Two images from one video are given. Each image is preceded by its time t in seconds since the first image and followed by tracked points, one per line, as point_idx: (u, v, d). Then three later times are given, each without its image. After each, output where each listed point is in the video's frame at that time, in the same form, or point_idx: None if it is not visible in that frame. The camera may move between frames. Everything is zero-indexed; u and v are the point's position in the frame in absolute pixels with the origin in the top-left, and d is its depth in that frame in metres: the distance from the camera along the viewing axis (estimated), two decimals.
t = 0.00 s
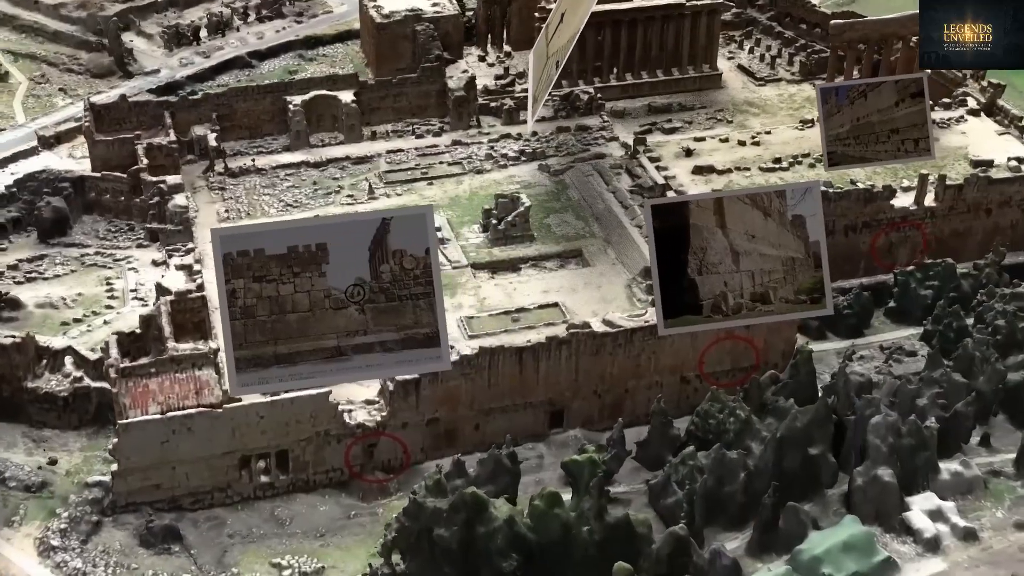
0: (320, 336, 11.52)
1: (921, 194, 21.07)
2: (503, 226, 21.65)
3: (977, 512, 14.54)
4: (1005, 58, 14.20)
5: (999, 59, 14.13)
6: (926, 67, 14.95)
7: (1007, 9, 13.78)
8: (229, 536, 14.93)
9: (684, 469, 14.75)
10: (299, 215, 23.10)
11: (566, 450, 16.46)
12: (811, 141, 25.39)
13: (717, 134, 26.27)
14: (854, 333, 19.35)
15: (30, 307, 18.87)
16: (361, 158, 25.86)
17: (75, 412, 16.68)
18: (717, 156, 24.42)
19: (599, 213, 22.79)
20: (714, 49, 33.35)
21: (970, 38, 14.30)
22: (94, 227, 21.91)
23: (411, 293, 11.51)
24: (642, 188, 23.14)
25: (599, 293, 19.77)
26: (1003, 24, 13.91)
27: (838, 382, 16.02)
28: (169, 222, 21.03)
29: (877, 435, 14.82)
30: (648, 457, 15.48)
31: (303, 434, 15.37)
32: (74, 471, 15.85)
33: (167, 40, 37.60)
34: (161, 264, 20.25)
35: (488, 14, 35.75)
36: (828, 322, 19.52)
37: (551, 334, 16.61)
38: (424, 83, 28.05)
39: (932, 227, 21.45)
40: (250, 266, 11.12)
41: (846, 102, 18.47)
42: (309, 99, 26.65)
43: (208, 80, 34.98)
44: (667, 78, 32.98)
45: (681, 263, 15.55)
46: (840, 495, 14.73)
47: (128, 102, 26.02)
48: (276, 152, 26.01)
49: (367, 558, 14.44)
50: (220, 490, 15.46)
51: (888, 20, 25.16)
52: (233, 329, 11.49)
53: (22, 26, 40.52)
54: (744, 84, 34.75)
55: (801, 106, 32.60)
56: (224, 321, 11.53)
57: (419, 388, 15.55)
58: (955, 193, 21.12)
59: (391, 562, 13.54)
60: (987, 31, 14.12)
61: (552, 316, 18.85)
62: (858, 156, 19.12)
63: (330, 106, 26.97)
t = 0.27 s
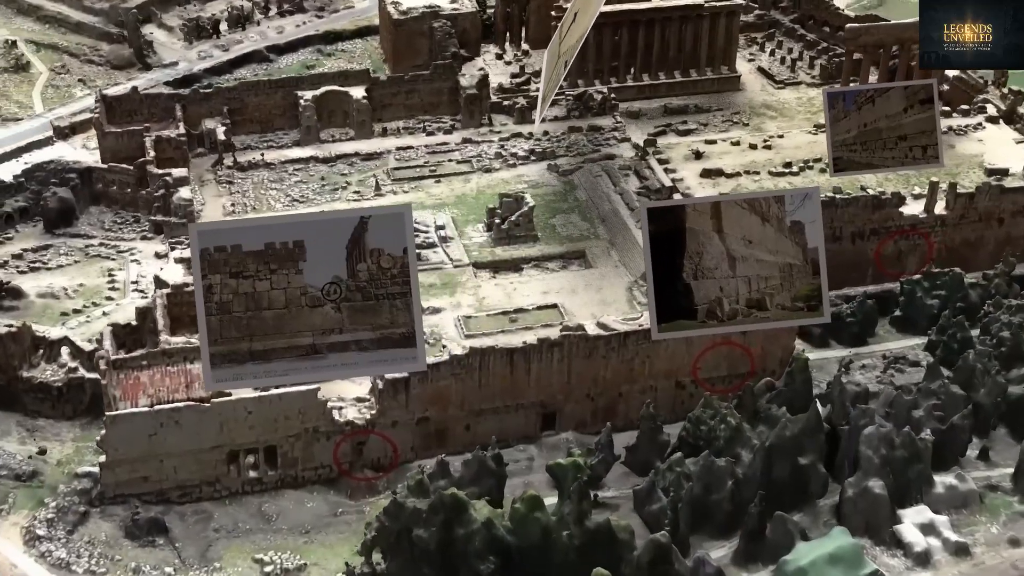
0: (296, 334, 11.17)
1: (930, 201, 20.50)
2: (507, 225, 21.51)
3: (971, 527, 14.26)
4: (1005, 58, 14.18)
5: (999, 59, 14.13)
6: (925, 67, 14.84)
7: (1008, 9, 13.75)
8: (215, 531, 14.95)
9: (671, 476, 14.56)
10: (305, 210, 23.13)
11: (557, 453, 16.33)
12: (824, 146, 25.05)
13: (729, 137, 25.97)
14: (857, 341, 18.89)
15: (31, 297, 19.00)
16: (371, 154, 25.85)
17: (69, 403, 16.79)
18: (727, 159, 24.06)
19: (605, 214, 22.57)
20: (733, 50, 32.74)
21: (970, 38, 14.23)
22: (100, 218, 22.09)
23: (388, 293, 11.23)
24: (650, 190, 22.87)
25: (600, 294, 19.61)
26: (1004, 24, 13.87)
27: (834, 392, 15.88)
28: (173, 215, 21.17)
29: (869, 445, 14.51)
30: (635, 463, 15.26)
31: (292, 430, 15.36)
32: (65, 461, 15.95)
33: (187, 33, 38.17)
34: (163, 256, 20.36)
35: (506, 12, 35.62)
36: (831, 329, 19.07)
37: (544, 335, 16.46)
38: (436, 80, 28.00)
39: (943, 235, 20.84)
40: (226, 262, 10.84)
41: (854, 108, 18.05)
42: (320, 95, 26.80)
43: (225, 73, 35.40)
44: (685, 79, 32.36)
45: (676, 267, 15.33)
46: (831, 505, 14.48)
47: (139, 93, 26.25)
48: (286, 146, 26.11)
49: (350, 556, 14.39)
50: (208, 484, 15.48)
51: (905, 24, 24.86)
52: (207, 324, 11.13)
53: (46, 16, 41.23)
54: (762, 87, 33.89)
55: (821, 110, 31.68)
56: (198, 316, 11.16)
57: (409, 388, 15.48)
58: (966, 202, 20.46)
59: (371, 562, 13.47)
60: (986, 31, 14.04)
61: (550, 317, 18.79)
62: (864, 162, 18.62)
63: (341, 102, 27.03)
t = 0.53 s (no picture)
0: (270, 330, 11.10)
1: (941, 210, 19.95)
2: (511, 225, 21.41)
3: (963, 543, 14.01)
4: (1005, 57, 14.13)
5: (999, 59, 14.09)
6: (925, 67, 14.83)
7: (1008, 9, 13.72)
8: (201, 523, 15.02)
9: (657, 482, 14.39)
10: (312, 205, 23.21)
11: (547, 456, 16.23)
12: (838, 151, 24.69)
13: (743, 141, 25.67)
14: (860, 351, 18.52)
15: (35, 285, 19.21)
16: (382, 151, 25.88)
17: (64, 392, 16.94)
18: (737, 164, 23.70)
19: (611, 215, 22.37)
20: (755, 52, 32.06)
21: (969, 38, 14.20)
22: (108, 208, 22.32)
23: (364, 290, 11.18)
24: (658, 192, 22.49)
25: (600, 296, 19.45)
26: (1003, 24, 13.84)
27: (828, 401, 15.63)
28: (180, 208, 21.36)
29: (860, 457, 14.24)
30: (621, 467, 15.03)
31: (281, 425, 15.40)
32: (58, 450, 16.11)
33: (211, 27, 38.78)
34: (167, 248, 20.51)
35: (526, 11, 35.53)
36: (833, 337, 18.63)
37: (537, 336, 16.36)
38: (450, 78, 27.98)
39: (952, 246, 20.24)
40: (203, 256, 10.83)
41: (861, 114, 17.65)
42: (333, 91, 26.97)
43: (245, 67, 35.81)
44: (705, 81, 31.69)
45: (670, 271, 15.12)
46: (821, 516, 14.26)
47: (154, 86, 26.61)
48: (298, 141, 26.25)
49: (333, 553, 14.37)
50: (196, 477, 15.56)
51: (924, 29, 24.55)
52: (182, 318, 11.10)
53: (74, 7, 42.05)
54: (783, 91, 33.03)
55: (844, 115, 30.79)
56: (173, 310, 11.13)
57: (398, 386, 15.47)
58: (977, 211, 19.92)
59: (351, 559, 13.45)
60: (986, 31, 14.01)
61: (547, 318, 18.56)
62: (870, 169, 18.25)
63: (354, 98, 27.15)
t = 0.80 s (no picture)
0: (249, 325, 11.21)
1: (950, 218, 19.54)
2: (515, 225, 21.32)
3: (956, 555, 13.79)
4: (1003, 58, 14.21)
5: (999, 59, 14.17)
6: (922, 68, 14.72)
7: (1008, 9, 13.81)
8: (190, 516, 15.11)
9: (644, 486, 14.24)
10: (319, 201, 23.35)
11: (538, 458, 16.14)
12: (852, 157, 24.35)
13: (755, 145, 25.38)
14: (862, 359, 18.16)
15: (39, 276, 19.42)
16: (392, 148, 25.91)
17: (62, 381, 17.09)
18: (747, 168, 23.31)
19: (617, 217, 22.15)
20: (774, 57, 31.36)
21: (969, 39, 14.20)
22: (117, 200, 22.56)
23: (343, 287, 11.27)
24: (665, 195, 22.12)
25: (601, 298, 19.33)
26: (1004, 24, 13.91)
27: (823, 409, 15.41)
28: (187, 201, 21.56)
29: (851, 467, 14.04)
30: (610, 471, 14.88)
31: (273, 420, 15.45)
32: (53, 439, 16.27)
33: (231, 22, 39.18)
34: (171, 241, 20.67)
35: (544, 10, 35.40)
36: (835, 345, 18.27)
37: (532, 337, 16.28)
38: (463, 76, 27.96)
39: (961, 255, 19.88)
40: (185, 250, 10.89)
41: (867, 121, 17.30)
42: (345, 87, 27.06)
43: (263, 62, 36.13)
44: (723, 84, 30.98)
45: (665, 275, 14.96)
46: (811, 526, 14.05)
47: (166, 79, 26.76)
48: (310, 137, 26.38)
49: (318, 549, 14.38)
50: (188, 469, 15.65)
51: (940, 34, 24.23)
52: (162, 311, 11.17)
53: None
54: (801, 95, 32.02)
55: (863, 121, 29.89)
56: (153, 302, 11.18)
57: (390, 383, 15.47)
58: (987, 220, 19.56)
59: (333, 556, 13.44)
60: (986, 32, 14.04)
61: (546, 320, 18.46)
62: (875, 175, 17.83)
63: (365, 95, 27.24)
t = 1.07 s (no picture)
0: (227, 319, 11.30)
1: (959, 229, 18.88)
2: (520, 225, 21.24)
3: (944, 570, 13.38)
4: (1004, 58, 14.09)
5: (1000, 59, 14.06)
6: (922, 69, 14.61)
7: (1008, 10, 13.68)
8: (179, 507, 15.24)
9: (629, 491, 14.12)
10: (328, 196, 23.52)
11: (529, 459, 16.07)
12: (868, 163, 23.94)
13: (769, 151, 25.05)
14: (864, 369, 17.82)
15: (47, 264, 19.67)
16: (405, 146, 25.97)
17: (61, 369, 17.29)
18: (758, 173, 22.89)
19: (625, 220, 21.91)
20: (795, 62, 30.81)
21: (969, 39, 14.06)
22: (129, 192, 22.92)
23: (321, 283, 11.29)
24: (673, 199, 21.78)
25: (603, 300, 19.20)
26: (1004, 24, 13.75)
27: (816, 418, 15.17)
28: (196, 193, 21.83)
29: (840, 477, 13.81)
30: (597, 474, 14.79)
31: (264, 413, 15.55)
32: (50, 427, 16.52)
33: (257, 16, 39.64)
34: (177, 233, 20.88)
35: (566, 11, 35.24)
36: (837, 354, 17.95)
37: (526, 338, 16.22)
38: (478, 76, 27.96)
39: (970, 266, 19.32)
40: (164, 243, 10.97)
41: (874, 127, 16.94)
42: (360, 84, 27.19)
43: (286, 57, 36.47)
44: (743, 88, 30.51)
45: (658, 278, 14.83)
46: (798, 536, 13.79)
47: (184, 73, 27.23)
48: (324, 133, 26.55)
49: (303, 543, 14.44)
50: (179, 460, 15.80)
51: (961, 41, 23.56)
52: (142, 302, 11.32)
53: None
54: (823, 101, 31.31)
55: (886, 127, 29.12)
56: (133, 293, 11.33)
57: (381, 380, 15.51)
58: (998, 232, 18.89)
59: (314, 552, 13.50)
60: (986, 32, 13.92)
61: (546, 320, 18.46)
62: (882, 184, 17.52)
63: (380, 91, 27.34)
